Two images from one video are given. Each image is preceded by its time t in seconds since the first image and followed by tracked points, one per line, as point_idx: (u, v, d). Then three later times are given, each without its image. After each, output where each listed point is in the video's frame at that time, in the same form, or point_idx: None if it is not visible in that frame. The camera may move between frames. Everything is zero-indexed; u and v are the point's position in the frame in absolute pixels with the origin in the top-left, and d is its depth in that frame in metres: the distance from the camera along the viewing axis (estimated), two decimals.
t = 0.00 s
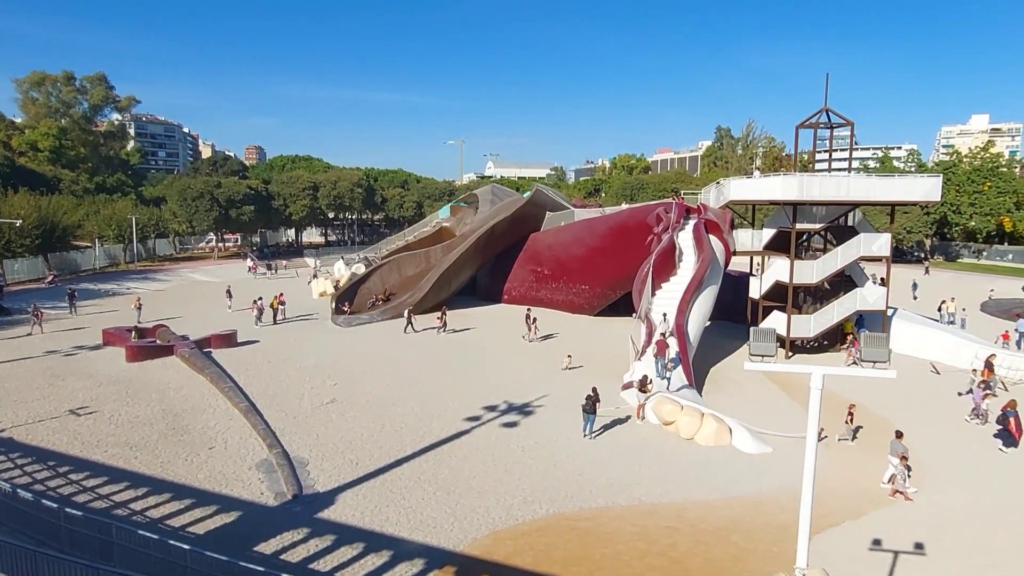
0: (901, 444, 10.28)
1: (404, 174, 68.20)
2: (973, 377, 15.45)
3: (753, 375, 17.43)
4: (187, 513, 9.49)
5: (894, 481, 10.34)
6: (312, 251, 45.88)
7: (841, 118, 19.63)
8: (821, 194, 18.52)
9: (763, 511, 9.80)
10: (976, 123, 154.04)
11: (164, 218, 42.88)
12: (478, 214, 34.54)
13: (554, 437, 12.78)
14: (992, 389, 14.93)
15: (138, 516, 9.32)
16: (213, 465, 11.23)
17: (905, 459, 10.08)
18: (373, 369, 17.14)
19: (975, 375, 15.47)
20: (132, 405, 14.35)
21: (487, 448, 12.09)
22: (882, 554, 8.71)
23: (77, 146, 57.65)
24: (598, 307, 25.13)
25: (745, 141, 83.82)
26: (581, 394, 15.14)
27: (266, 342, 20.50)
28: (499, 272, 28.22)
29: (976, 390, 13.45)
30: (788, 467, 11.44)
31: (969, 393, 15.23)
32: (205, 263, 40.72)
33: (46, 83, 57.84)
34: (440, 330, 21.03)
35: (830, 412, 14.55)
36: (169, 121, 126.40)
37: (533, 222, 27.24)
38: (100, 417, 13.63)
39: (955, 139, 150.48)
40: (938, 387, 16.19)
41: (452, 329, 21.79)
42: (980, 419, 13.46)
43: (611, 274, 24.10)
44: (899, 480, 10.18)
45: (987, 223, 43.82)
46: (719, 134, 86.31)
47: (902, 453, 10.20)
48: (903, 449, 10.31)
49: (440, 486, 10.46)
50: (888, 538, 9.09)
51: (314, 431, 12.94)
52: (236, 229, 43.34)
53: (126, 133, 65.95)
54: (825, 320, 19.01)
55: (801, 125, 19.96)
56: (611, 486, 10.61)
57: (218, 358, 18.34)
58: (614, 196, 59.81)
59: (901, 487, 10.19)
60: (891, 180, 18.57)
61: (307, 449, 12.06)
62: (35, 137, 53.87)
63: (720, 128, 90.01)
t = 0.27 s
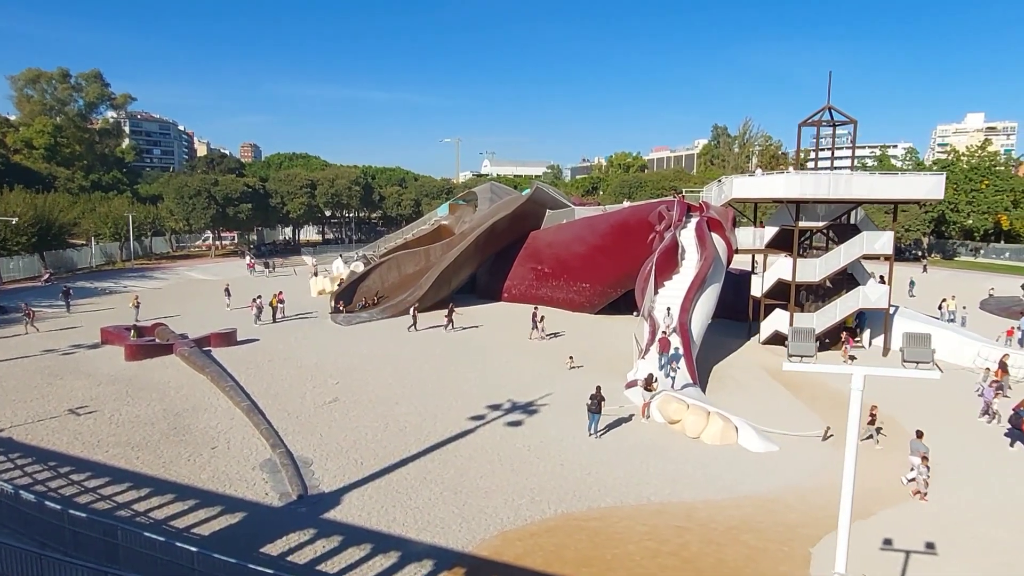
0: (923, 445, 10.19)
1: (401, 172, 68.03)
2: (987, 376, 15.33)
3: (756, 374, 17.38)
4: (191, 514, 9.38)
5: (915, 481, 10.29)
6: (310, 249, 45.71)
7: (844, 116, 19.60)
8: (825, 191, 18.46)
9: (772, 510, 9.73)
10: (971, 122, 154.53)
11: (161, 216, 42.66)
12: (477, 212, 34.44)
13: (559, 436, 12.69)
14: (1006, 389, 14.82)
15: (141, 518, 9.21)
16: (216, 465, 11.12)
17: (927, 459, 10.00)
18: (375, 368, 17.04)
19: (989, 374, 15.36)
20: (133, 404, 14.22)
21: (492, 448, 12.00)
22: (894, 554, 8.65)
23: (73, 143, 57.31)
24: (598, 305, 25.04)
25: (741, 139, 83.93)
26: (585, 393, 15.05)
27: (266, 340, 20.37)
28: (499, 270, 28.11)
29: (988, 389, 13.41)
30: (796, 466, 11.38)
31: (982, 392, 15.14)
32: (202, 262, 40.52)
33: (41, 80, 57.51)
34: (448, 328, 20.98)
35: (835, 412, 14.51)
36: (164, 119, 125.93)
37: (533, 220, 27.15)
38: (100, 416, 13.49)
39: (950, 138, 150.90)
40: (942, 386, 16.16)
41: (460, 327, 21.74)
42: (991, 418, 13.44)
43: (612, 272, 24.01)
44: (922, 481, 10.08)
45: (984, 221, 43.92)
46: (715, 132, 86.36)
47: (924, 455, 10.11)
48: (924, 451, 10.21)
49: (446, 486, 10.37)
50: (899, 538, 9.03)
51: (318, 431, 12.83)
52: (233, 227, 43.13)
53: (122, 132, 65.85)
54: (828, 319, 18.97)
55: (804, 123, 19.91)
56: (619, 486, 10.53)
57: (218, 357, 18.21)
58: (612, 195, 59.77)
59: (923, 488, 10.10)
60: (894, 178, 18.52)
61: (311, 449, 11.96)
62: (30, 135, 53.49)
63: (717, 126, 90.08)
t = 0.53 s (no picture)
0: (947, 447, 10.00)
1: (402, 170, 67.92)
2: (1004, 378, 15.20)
3: (764, 374, 17.31)
4: (200, 516, 9.28)
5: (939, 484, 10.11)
6: (311, 248, 45.58)
7: (850, 115, 19.70)
8: (832, 190, 18.41)
9: (787, 512, 9.64)
10: (971, 121, 154.53)
11: (162, 214, 42.54)
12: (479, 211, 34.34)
13: (569, 436, 12.61)
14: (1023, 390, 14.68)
15: (150, 520, 9.10)
16: (224, 466, 11.03)
17: (951, 462, 9.83)
18: (380, 367, 16.95)
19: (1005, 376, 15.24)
20: (138, 404, 14.12)
21: (501, 448, 11.91)
22: (911, 556, 8.56)
23: (73, 141, 57.11)
24: (602, 304, 24.95)
25: (741, 138, 83.90)
26: (593, 393, 14.96)
27: (270, 339, 20.27)
28: (503, 269, 28.02)
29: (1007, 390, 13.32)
30: (808, 467, 11.30)
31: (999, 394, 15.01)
32: (203, 260, 40.38)
33: (40, 77, 57.31)
34: (459, 327, 20.95)
35: (845, 413, 14.44)
36: (163, 117, 125.70)
37: (537, 219, 27.06)
38: (105, 416, 13.39)
39: (950, 137, 150.90)
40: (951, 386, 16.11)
41: (471, 326, 21.70)
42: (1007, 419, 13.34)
43: (617, 270, 23.93)
44: (946, 484, 9.93)
45: (986, 220, 43.89)
46: (715, 131, 86.31)
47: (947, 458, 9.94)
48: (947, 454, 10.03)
49: (457, 487, 10.28)
50: (916, 540, 8.94)
51: (325, 431, 12.74)
52: (234, 226, 43.00)
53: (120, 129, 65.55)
54: (835, 318, 18.89)
55: (810, 122, 20.06)
56: (631, 487, 10.45)
57: (222, 356, 18.10)
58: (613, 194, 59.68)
59: (945, 489, 9.96)
60: (902, 177, 18.46)
61: (319, 449, 11.86)
62: (30, 132, 53.27)
63: (717, 125, 90.04)
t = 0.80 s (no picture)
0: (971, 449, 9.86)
1: (402, 170, 67.75)
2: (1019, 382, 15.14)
3: (771, 375, 17.23)
4: (208, 520, 9.17)
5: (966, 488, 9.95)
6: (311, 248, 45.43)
7: (856, 115, 19.63)
8: (839, 190, 18.32)
9: (801, 515, 9.56)
10: (970, 121, 154.59)
11: (162, 215, 42.39)
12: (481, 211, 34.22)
13: (577, 439, 12.51)
14: None
15: (157, 524, 8.99)
16: (231, 469, 10.90)
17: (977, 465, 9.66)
18: (385, 368, 16.84)
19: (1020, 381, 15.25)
20: (141, 407, 13.99)
21: (510, 451, 11.81)
22: (928, 561, 8.48)
23: (71, 141, 56.90)
24: (606, 305, 24.85)
25: (741, 138, 83.84)
26: (600, 394, 14.86)
27: (273, 340, 20.16)
28: (506, 270, 27.91)
29: None
30: (820, 470, 11.21)
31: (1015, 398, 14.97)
32: (203, 261, 40.24)
33: (38, 77, 57.14)
34: (468, 327, 20.95)
35: (855, 414, 14.35)
36: (161, 117, 125.45)
37: (540, 219, 26.93)
38: (109, 419, 13.27)
39: (949, 137, 150.93)
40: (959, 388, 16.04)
41: (480, 326, 21.67)
42: None
43: (621, 271, 23.82)
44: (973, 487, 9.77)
45: (988, 220, 43.81)
46: (715, 131, 86.22)
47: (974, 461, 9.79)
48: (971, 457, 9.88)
49: (467, 490, 10.17)
50: (932, 544, 8.86)
51: (331, 433, 12.63)
52: (235, 226, 42.84)
53: (119, 129, 65.31)
54: (842, 319, 18.81)
55: (816, 122, 19.99)
56: (643, 491, 10.35)
57: (225, 358, 17.98)
58: (614, 194, 59.53)
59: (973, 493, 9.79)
60: (909, 177, 18.37)
61: (326, 452, 11.75)
62: (28, 132, 53.07)
63: (717, 125, 89.98)
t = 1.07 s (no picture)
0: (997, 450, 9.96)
1: (403, 169, 67.65)
2: None
3: (780, 375, 17.16)
4: (220, 523, 9.09)
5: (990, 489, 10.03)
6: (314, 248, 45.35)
7: (864, 113, 19.57)
8: (847, 189, 18.24)
9: (817, 518, 9.49)
10: (971, 120, 154.41)
11: (164, 215, 42.33)
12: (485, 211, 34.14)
13: (589, 440, 12.44)
14: None
15: (168, 527, 8.91)
16: (241, 471, 10.83)
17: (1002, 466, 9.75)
18: (393, 369, 16.77)
19: None
20: (149, 408, 13.91)
21: (522, 452, 11.74)
22: (948, 563, 8.41)
23: (73, 141, 56.81)
24: (612, 304, 24.77)
25: (742, 137, 83.78)
26: (609, 395, 14.79)
27: (278, 341, 20.09)
28: (510, 270, 27.85)
29: None
30: (834, 471, 11.15)
31: None
32: (206, 261, 40.17)
33: (39, 77, 57.07)
34: (479, 326, 20.93)
35: (866, 415, 14.29)
36: (162, 116, 125.38)
37: (545, 218, 26.84)
38: (117, 420, 13.19)
39: (950, 136, 150.80)
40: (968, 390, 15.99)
41: (490, 325, 21.63)
42: None
43: (627, 271, 23.74)
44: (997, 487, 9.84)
45: (991, 219, 43.71)
46: (717, 130, 86.11)
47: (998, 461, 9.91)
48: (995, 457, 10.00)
49: (480, 492, 10.10)
50: (951, 547, 8.80)
51: (341, 435, 12.56)
52: (237, 226, 42.76)
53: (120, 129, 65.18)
54: (850, 318, 18.73)
55: (824, 120, 19.94)
56: (657, 492, 10.28)
57: (231, 358, 17.91)
58: (616, 193, 59.44)
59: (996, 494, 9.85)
60: (918, 176, 18.30)
61: (336, 453, 11.69)
62: (30, 132, 52.95)
63: (718, 124, 89.87)
